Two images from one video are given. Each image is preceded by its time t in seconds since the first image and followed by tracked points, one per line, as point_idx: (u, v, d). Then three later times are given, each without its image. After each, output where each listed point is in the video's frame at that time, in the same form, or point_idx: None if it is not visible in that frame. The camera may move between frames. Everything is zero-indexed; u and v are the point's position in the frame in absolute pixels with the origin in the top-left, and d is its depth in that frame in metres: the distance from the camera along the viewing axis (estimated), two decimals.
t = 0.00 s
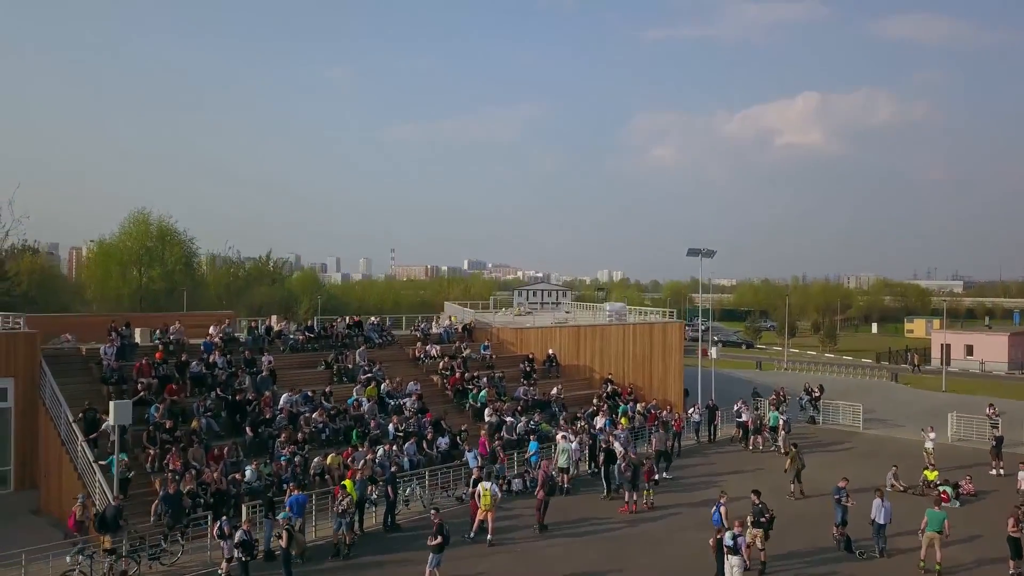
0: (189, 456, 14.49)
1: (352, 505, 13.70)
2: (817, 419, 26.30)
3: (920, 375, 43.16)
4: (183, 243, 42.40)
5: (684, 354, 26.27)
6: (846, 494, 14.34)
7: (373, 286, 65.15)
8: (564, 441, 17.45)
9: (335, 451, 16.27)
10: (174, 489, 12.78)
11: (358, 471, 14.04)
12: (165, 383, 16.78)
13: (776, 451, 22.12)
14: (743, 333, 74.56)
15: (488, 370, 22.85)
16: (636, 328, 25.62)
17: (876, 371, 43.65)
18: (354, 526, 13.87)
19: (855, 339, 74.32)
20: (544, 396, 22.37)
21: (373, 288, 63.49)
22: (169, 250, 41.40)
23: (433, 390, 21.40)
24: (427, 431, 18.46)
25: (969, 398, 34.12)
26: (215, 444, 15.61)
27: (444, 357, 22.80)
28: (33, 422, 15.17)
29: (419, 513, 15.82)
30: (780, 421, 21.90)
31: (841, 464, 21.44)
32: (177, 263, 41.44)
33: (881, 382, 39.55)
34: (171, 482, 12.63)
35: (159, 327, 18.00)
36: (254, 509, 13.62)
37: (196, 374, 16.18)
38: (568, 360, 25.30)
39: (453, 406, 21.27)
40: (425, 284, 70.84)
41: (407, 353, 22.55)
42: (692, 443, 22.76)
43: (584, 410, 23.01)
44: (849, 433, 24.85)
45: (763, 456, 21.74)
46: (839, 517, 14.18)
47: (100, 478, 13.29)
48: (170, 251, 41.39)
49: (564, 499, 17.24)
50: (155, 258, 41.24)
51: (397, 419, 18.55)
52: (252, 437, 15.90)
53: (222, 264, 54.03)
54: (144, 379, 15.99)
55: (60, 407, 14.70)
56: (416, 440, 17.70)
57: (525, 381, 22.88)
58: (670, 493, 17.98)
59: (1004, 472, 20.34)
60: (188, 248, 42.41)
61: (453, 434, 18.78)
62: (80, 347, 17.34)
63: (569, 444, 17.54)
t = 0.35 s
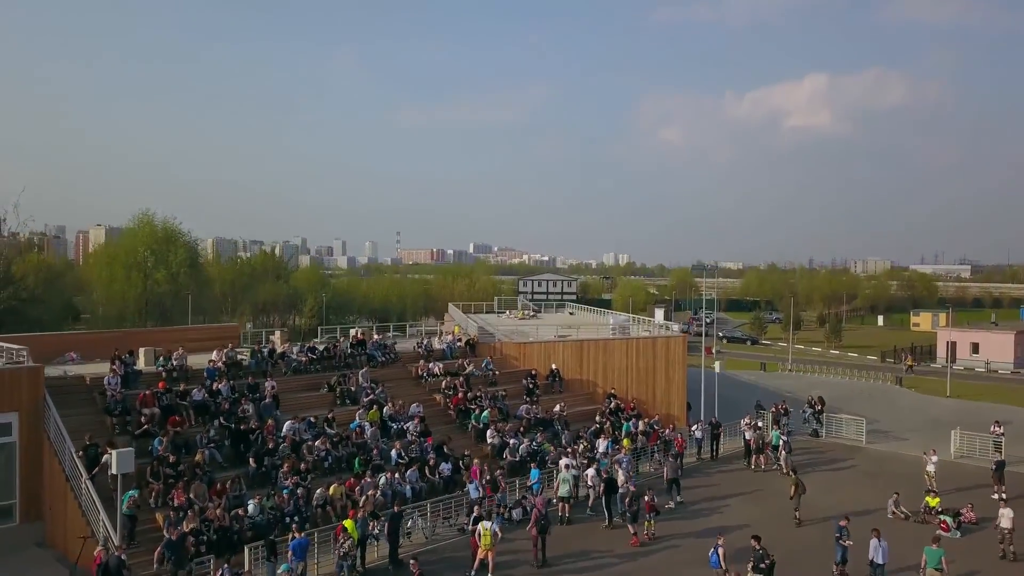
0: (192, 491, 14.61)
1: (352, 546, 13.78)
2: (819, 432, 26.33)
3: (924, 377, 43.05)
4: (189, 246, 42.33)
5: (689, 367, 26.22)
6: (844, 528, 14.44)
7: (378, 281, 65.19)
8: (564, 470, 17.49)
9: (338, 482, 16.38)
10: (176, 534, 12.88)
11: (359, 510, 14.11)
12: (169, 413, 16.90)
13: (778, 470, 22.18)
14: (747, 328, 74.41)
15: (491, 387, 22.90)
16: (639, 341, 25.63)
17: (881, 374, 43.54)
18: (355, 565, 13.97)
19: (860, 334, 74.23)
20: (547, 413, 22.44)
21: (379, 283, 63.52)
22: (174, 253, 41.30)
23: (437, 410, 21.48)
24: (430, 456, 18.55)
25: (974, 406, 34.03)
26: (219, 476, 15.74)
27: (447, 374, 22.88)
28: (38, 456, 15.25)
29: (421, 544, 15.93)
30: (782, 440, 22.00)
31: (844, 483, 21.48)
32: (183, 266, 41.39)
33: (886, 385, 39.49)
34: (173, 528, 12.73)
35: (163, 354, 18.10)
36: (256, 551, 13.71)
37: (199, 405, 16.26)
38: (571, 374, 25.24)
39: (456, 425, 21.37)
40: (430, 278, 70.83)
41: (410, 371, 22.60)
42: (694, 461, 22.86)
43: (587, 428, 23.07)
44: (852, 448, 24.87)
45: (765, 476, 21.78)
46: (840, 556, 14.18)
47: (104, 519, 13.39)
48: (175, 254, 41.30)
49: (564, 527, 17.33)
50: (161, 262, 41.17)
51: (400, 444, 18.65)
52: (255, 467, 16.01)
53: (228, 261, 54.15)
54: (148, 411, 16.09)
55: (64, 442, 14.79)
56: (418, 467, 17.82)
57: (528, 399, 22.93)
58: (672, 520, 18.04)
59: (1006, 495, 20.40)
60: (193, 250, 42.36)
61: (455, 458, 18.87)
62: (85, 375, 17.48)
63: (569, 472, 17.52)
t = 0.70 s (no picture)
0: (198, 529, 14.79)
1: None
2: (820, 446, 26.34)
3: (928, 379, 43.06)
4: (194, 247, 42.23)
5: (692, 382, 26.23)
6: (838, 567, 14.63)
7: (383, 273, 65.33)
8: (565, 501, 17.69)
9: (341, 514, 16.62)
10: None
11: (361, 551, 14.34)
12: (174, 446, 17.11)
13: (779, 490, 22.34)
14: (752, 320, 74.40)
15: (494, 407, 23.06)
16: (642, 357, 25.67)
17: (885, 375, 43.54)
18: None
19: (865, 326, 74.10)
20: (549, 432, 22.62)
21: (384, 276, 63.73)
22: (180, 255, 41.22)
23: (440, 431, 21.66)
24: (432, 483, 18.78)
25: (977, 413, 34.00)
26: (224, 510, 15.98)
27: (450, 393, 23.03)
28: (44, 490, 15.46)
29: None
30: (783, 460, 22.24)
31: (844, 503, 21.61)
32: (188, 268, 41.31)
33: (890, 389, 39.47)
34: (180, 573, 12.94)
35: (167, 382, 18.28)
36: None
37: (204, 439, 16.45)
38: (574, 390, 25.39)
39: (459, 446, 21.57)
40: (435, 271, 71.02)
41: (413, 390, 22.75)
42: (695, 481, 23.08)
43: (589, 447, 23.24)
44: (852, 464, 24.96)
45: (765, 497, 21.92)
46: None
47: (111, 560, 13.60)
48: (181, 256, 41.22)
49: (564, 557, 17.56)
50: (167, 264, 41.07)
51: (402, 471, 18.88)
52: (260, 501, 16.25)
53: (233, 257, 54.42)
54: (154, 444, 16.29)
55: (71, 479, 15.03)
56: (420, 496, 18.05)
57: (530, 418, 23.10)
58: (670, 550, 18.20)
59: (1007, 521, 20.56)
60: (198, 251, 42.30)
61: (458, 483, 19.06)
62: (90, 404, 17.70)
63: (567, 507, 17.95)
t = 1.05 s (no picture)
0: (203, 562, 15.02)
1: None
2: (820, 460, 26.63)
3: (930, 381, 43.13)
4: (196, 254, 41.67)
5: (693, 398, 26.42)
6: None
7: (387, 268, 65.36)
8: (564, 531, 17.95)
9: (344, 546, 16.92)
10: None
11: None
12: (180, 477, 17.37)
13: (778, 509, 22.60)
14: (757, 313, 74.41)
15: (495, 426, 23.30)
16: (643, 373, 25.85)
17: (888, 377, 43.63)
18: None
19: (870, 320, 74.02)
20: (550, 452, 22.87)
21: (388, 270, 63.80)
22: (184, 260, 40.79)
23: (441, 453, 21.92)
24: (434, 510, 19.08)
25: (978, 422, 34.12)
26: (229, 544, 16.26)
27: (452, 413, 23.27)
28: (53, 525, 15.76)
29: None
30: (783, 479, 22.61)
31: (842, 523, 21.84)
32: (192, 272, 40.84)
33: (892, 393, 39.58)
34: None
35: (172, 412, 18.54)
36: None
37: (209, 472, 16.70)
38: (576, 407, 25.63)
39: (460, 467, 21.85)
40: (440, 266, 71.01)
41: (416, 410, 23.00)
42: (694, 499, 23.37)
43: (590, 466, 23.49)
44: (851, 480, 25.17)
45: (763, 518, 22.17)
46: None
47: None
48: (185, 261, 40.78)
49: None
50: (171, 267, 40.52)
51: (404, 498, 19.18)
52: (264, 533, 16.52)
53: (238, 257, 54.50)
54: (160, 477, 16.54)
55: (79, 516, 15.33)
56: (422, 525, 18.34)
57: (531, 437, 23.37)
58: None
59: (998, 542, 20.85)
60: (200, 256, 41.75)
61: (459, 508, 19.34)
62: (97, 435, 18.00)
63: (564, 536, 18.25)
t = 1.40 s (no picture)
0: None
1: None
2: (820, 470, 26.93)
3: (933, 381, 43.24)
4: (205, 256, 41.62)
5: (694, 409, 26.59)
6: None
7: (393, 259, 65.49)
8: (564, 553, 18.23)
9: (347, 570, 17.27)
10: None
11: None
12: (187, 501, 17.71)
13: (777, 525, 22.86)
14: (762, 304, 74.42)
15: (498, 441, 23.57)
16: (644, 385, 26.04)
17: (890, 377, 43.75)
18: None
19: (876, 310, 73.98)
20: (552, 466, 23.16)
21: (393, 262, 63.96)
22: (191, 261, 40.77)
23: (444, 469, 22.22)
24: (437, 530, 19.37)
25: (979, 427, 34.27)
26: (235, 570, 16.61)
27: (455, 428, 23.54)
28: (65, 550, 16.12)
29: None
30: (782, 496, 22.81)
31: (840, 540, 22.08)
32: (199, 274, 40.79)
33: (894, 395, 39.72)
34: None
35: (180, 436, 18.85)
36: None
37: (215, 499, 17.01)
38: (577, 418, 25.89)
39: (463, 483, 22.16)
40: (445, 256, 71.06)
41: (419, 426, 23.29)
42: (694, 513, 23.69)
43: (591, 480, 23.78)
44: (851, 493, 25.40)
45: (763, 533, 22.42)
46: None
47: None
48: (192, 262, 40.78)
49: None
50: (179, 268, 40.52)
51: (408, 520, 19.49)
52: (270, 558, 16.87)
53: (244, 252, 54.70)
54: (167, 504, 16.87)
55: (88, 543, 15.65)
56: (424, 546, 18.69)
57: (533, 452, 23.65)
58: None
59: (985, 557, 21.22)
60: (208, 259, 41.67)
61: (461, 527, 19.65)
62: (107, 459, 18.32)
63: (564, 559, 18.67)
